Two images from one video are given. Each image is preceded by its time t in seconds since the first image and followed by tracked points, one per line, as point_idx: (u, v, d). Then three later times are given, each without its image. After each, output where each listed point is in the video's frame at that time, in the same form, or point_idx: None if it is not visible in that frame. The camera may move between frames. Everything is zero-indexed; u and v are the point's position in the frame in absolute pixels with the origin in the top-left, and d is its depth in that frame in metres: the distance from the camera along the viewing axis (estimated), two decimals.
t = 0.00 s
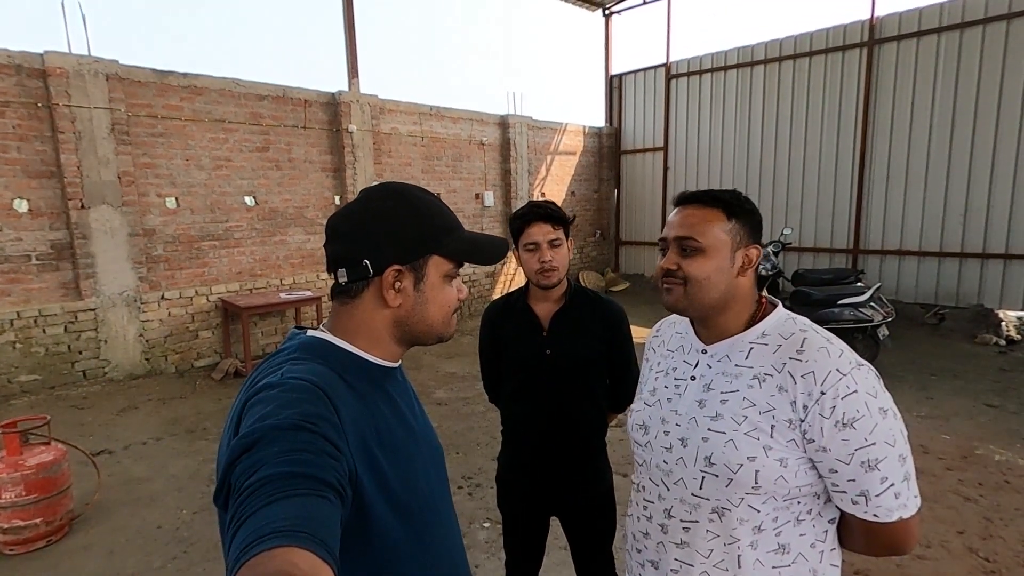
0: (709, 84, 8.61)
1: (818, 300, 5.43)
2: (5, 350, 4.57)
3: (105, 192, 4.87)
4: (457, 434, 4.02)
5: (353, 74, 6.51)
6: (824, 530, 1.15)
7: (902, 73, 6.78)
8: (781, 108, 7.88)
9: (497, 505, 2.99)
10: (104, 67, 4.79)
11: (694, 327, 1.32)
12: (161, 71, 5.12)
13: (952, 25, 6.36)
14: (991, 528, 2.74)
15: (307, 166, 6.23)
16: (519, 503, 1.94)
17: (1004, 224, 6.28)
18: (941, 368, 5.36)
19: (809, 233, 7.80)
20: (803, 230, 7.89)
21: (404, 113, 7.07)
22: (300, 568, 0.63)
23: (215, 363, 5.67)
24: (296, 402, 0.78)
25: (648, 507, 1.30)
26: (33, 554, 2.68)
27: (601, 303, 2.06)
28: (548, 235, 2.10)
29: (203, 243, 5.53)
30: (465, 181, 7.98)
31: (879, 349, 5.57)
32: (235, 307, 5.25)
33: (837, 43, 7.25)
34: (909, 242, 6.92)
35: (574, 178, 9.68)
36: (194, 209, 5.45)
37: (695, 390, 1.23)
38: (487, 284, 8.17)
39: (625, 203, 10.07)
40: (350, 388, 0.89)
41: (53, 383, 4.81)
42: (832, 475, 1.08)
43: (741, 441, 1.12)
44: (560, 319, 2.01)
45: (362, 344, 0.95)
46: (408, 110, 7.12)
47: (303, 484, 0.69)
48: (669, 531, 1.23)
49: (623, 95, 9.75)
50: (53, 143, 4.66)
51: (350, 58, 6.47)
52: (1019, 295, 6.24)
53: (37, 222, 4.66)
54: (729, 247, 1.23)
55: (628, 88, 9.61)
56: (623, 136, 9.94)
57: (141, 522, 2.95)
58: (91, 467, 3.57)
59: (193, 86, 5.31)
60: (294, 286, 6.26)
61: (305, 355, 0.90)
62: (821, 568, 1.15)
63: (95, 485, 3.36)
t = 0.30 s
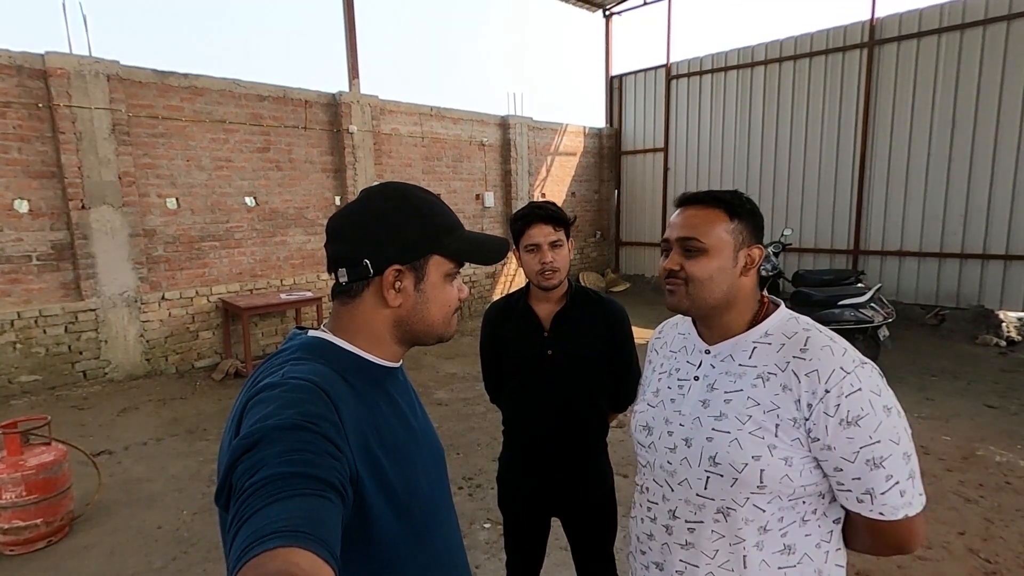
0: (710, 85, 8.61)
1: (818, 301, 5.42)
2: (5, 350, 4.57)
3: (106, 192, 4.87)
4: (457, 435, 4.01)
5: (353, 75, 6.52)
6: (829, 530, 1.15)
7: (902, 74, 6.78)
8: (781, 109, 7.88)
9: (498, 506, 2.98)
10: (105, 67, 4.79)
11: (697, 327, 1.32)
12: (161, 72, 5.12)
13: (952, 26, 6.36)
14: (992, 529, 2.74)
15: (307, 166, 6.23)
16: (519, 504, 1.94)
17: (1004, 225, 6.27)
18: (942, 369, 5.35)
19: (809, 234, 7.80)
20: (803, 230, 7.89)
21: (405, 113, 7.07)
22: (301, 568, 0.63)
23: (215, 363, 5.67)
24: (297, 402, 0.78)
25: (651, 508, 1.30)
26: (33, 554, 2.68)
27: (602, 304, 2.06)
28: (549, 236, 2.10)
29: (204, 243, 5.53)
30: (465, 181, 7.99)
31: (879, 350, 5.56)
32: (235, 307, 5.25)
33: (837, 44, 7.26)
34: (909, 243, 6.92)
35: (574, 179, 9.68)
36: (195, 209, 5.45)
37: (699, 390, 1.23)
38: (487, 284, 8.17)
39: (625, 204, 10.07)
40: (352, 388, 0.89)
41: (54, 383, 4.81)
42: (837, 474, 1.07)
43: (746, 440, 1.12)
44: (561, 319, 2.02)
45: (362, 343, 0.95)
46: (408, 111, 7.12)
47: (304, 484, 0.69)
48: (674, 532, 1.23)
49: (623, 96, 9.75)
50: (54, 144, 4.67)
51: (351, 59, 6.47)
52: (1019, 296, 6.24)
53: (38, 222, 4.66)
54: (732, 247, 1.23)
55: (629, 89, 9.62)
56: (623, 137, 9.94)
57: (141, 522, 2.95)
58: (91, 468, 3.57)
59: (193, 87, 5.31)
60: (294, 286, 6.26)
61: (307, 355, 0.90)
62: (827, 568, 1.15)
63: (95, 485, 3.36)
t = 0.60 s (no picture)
0: (710, 84, 8.60)
1: (818, 300, 5.42)
2: (5, 350, 4.57)
3: (106, 192, 4.87)
4: (457, 434, 4.01)
5: (353, 74, 6.51)
6: (833, 527, 1.15)
7: (902, 73, 6.77)
8: (781, 108, 7.87)
9: (498, 506, 2.98)
10: (104, 67, 4.79)
11: (698, 326, 1.32)
12: (161, 71, 5.12)
13: (952, 25, 6.36)
14: (992, 528, 2.74)
15: (307, 166, 6.23)
16: (520, 503, 1.94)
17: (1004, 224, 6.27)
18: (942, 368, 5.35)
19: (809, 233, 7.80)
20: (803, 229, 7.88)
21: (405, 113, 7.07)
22: (302, 567, 0.63)
23: (215, 363, 5.67)
24: (296, 401, 0.78)
25: (655, 508, 1.29)
26: (33, 554, 2.68)
27: (602, 303, 2.06)
28: (548, 235, 2.09)
29: (203, 243, 5.53)
30: (465, 181, 7.98)
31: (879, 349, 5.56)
32: (235, 307, 5.25)
33: (837, 43, 7.25)
34: (909, 242, 6.92)
35: (574, 178, 9.68)
36: (194, 209, 5.45)
37: (701, 390, 1.23)
38: (487, 283, 8.17)
39: (625, 203, 10.07)
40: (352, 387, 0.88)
41: (54, 383, 4.81)
42: (842, 470, 1.07)
43: (750, 439, 1.12)
44: (561, 318, 2.01)
45: (363, 343, 0.95)
46: (408, 110, 7.12)
47: (304, 483, 0.69)
48: (679, 532, 1.23)
49: (623, 95, 9.75)
50: (53, 143, 4.66)
51: (351, 58, 6.47)
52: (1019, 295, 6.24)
53: (37, 222, 4.66)
54: (735, 245, 1.23)
55: (629, 88, 9.61)
56: (623, 136, 9.94)
57: (141, 522, 2.95)
58: (91, 467, 3.57)
59: (193, 86, 5.31)
60: (294, 286, 6.26)
61: (306, 354, 0.90)
62: (832, 565, 1.15)
63: (95, 485, 3.36)
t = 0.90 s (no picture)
0: (708, 87, 8.62)
1: (816, 302, 5.43)
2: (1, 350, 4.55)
3: (103, 192, 4.86)
4: (455, 436, 4.01)
5: (352, 75, 6.51)
6: (832, 526, 1.16)
7: (900, 76, 6.80)
8: (780, 111, 7.89)
9: (496, 507, 2.98)
10: (103, 66, 4.78)
11: (695, 328, 1.32)
12: (160, 71, 5.11)
13: (950, 29, 6.38)
14: (989, 531, 2.75)
15: (306, 166, 6.22)
16: (519, 505, 1.94)
17: (1001, 227, 6.29)
18: (939, 370, 5.37)
19: (807, 236, 7.82)
20: (801, 232, 7.90)
21: (404, 114, 7.07)
22: (297, 569, 0.63)
23: (212, 363, 5.65)
24: (292, 402, 0.78)
25: (656, 511, 1.29)
26: (28, 555, 2.67)
27: (601, 304, 2.06)
28: (547, 236, 2.09)
29: (201, 243, 5.52)
30: (464, 182, 7.98)
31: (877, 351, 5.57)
32: (233, 307, 5.24)
33: (835, 46, 7.27)
34: (906, 245, 6.95)
35: (573, 180, 9.69)
36: (192, 209, 5.44)
37: (700, 392, 1.23)
38: (486, 285, 8.17)
39: (623, 205, 10.08)
40: (349, 388, 0.88)
41: (50, 383, 4.80)
42: (840, 470, 1.08)
43: (750, 441, 1.12)
44: (559, 320, 2.01)
45: (361, 344, 0.95)
46: (407, 111, 7.12)
47: (300, 485, 0.69)
48: (680, 535, 1.23)
49: (622, 97, 9.77)
50: (51, 143, 4.65)
51: (350, 59, 6.47)
52: (1016, 298, 6.26)
53: (35, 221, 4.65)
54: (742, 246, 1.24)
55: (627, 90, 9.63)
56: (622, 138, 9.96)
57: (137, 522, 2.94)
58: (87, 468, 3.55)
59: (191, 86, 5.30)
60: (292, 286, 6.25)
61: (304, 355, 0.90)
62: (832, 565, 1.15)
63: (91, 486, 3.35)
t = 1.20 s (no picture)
0: (706, 88, 8.64)
1: (814, 303, 5.45)
2: None
3: (102, 193, 4.85)
4: (454, 437, 4.01)
5: (350, 76, 6.52)
6: (830, 525, 1.17)
7: (897, 78, 6.82)
8: (778, 112, 7.91)
9: (495, 508, 2.98)
10: (101, 67, 4.78)
11: (692, 329, 1.33)
12: (158, 72, 5.11)
13: (946, 31, 6.41)
14: (987, 531, 2.76)
15: (304, 167, 6.22)
16: (519, 508, 1.94)
17: (998, 229, 6.32)
18: (936, 371, 5.39)
19: (805, 237, 7.84)
20: (799, 233, 7.92)
21: (402, 115, 7.07)
22: (300, 569, 0.63)
23: (211, 364, 5.65)
24: (295, 402, 0.79)
25: (655, 512, 1.30)
26: (26, 557, 2.66)
27: (601, 304, 2.07)
28: (548, 238, 2.10)
29: (200, 244, 5.52)
30: (462, 183, 7.99)
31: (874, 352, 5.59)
32: (231, 309, 5.23)
33: (832, 48, 7.29)
34: (904, 246, 6.96)
35: (571, 181, 9.70)
36: (191, 210, 5.44)
37: (698, 394, 1.24)
38: (484, 286, 8.17)
39: (622, 206, 10.09)
40: (350, 389, 0.89)
41: (48, 384, 4.79)
42: (838, 470, 1.08)
43: (748, 442, 1.13)
44: (558, 321, 2.02)
45: (364, 345, 0.95)
46: (406, 113, 7.12)
47: (302, 485, 0.69)
48: (680, 536, 1.24)
49: (620, 98, 9.78)
50: (50, 144, 4.64)
51: (349, 60, 6.47)
52: (1012, 299, 6.28)
53: (33, 222, 4.64)
54: (741, 248, 1.25)
55: (626, 91, 9.65)
56: (620, 140, 9.98)
57: (136, 524, 2.93)
58: (86, 469, 3.55)
59: (190, 87, 5.30)
60: (291, 288, 6.25)
61: (305, 357, 0.90)
62: (830, 563, 1.16)
63: (90, 487, 3.34)
